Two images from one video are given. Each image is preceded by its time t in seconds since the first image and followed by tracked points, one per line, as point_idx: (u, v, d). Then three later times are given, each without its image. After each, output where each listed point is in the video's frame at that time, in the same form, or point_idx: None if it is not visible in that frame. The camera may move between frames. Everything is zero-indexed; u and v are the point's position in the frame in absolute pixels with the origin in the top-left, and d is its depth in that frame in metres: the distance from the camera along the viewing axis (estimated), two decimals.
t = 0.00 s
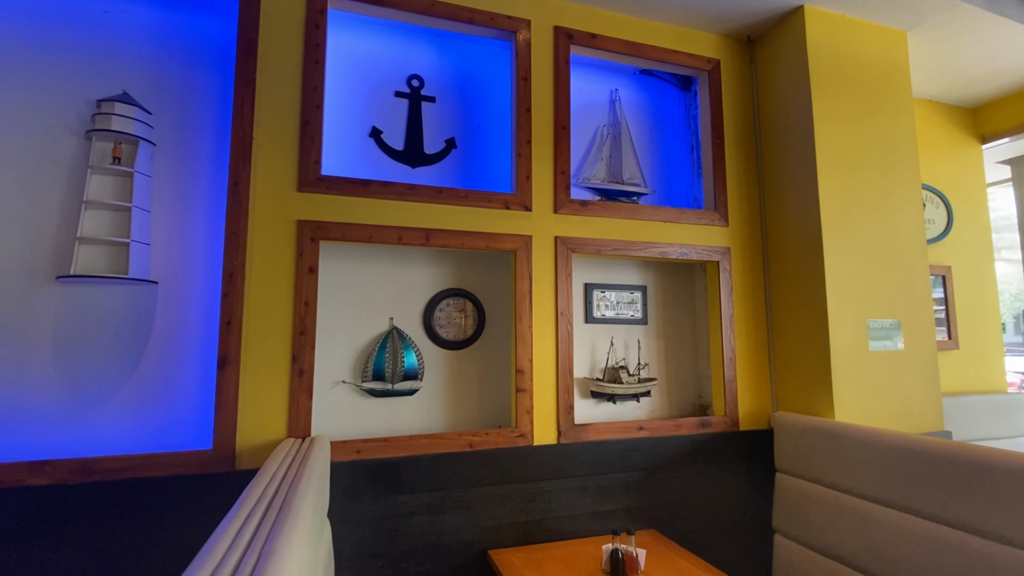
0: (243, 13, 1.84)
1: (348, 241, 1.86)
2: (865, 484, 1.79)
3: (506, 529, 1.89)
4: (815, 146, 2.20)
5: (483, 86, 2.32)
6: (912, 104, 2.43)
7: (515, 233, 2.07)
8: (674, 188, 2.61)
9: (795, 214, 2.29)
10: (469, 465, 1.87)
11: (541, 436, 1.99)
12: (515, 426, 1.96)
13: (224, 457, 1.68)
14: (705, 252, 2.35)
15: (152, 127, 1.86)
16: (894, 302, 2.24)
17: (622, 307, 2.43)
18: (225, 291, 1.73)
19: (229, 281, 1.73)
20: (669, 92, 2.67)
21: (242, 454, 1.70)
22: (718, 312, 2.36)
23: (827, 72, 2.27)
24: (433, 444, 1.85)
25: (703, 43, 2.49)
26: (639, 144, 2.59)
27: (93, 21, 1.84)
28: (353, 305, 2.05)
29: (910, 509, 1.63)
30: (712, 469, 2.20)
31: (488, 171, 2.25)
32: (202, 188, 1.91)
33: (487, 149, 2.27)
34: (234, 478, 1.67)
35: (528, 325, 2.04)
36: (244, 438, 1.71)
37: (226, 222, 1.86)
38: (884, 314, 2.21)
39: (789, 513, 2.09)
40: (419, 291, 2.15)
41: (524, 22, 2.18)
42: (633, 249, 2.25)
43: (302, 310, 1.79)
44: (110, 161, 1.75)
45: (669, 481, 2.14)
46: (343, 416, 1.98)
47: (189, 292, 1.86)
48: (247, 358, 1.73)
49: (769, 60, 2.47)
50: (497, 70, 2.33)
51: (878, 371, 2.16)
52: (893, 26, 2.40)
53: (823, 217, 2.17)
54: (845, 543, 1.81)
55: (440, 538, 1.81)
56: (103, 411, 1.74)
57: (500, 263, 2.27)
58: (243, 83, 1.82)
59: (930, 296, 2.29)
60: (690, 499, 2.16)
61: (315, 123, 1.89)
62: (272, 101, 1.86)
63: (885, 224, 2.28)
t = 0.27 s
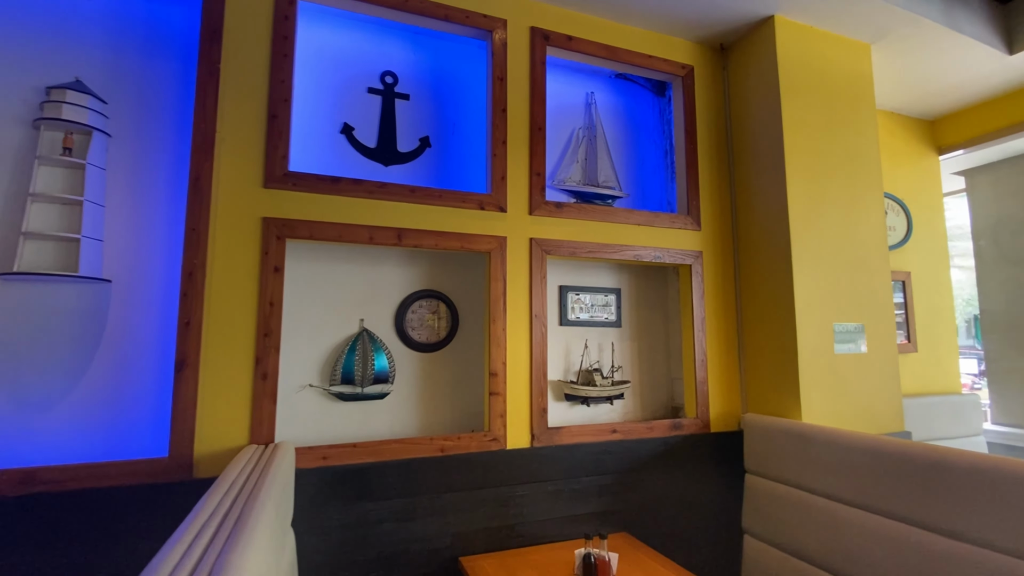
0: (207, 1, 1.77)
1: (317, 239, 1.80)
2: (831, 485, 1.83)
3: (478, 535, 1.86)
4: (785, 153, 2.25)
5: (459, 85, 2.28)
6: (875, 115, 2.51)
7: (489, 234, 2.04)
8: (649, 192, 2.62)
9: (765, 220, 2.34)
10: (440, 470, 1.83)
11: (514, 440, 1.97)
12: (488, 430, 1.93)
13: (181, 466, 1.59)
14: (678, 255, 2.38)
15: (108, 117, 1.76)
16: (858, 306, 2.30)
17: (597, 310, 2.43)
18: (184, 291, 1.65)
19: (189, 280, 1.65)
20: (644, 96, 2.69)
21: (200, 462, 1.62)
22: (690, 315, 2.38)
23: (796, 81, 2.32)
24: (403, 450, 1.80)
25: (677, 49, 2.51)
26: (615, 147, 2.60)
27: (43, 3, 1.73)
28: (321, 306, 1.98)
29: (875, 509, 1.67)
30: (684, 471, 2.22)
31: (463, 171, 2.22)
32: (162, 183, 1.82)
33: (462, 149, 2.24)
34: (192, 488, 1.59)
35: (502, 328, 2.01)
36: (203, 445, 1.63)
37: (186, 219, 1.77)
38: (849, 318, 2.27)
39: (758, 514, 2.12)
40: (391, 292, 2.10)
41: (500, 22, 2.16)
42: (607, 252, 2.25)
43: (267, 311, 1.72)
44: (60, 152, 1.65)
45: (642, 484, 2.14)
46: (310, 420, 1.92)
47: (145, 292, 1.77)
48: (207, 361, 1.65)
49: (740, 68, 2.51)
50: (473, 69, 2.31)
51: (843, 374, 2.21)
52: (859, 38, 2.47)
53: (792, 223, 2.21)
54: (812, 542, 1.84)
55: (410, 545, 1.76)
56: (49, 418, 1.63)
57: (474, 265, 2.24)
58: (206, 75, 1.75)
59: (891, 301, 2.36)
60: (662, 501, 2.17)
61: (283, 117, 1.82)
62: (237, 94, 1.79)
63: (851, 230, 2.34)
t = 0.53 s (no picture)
0: None
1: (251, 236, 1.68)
2: (772, 489, 1.87)
3: (421, 549, 1.78)
4: (732, 164, 2.30)
5: (411, 80, 2.21)
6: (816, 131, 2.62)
7: (439, 235, 1.97)
8: (603, 198, 2.62)
9: (713, 229, 2.38)
10: (382, 482, 1.74)
11: (461, 448, 1.90)
12: (433, 439, 1.86)
13: (85, 482, 1.43)
14: (630, 262, 2.39)
15: (9, 93, 1.58)
16: (799, 314, 2.38)
17: (549, 314, 2.41)
18: (95, 288, 1.49)
19: (101, 276, 1.50)
20: (599, 103, 2.70)
21: (109, 477, 1.46)
22: (640, 321, 2.40)
23: (743, 94, 2.39)
24: (342, 461, 1.70)
25: (631, 57, 2.54)
26: (570, 152, 2.59)
27: None
28: (256, 307, 1.85)
29: (812, 512, 1.72)
30: (632, 477, 2.22)
31: (414, 169, 2.14)
32: (73, 168, 1.64)
33: (413, 146, 2.16)
34: (98, 507, 1.43)
35: (450, 332, 1.94)
36: (113, 459, 1.47)
37: (101, 209, 1.61)
38: (790, 325, 2.35)
39: (703, 518, 2.15)
40: (333, 294, 1.99)
41: (454, 18, 2.11)
42: (560, 256, 2.23)
43: (192, 311, 1.59)
44: None
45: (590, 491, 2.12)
46: (240, 430, 1.78)
47: (50, 288, 1.58)
48: (120, 366, 1.50)
49: (692, 79, 2.56)
50: (426, 65, 2.24)
51: (784, 379, 2.28)
52: (803, 57, 2.57)
53: (738, 232, 2.27)
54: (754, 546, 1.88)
55: (347, 562, 1.67)
56: None
57: (423, 267, 2.16)
58: (128, 53, 1.60)
59: (829, 309, 2.46)
60: (610, 508, 2.16)
61: (216, 103, 1.69)
62: (164, 75, 1.65)
63: (793, 241, 2.43)
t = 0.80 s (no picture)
0: None
1: (139, 222, 1.49)
2: (691, 493, 1.90)
3: (329, 568, 1.65)
4: (662, 174, 2.35)
5: (337, 66, 2.08)
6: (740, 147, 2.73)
7: (361, 232, 1.85)
8: (537, 203, 2.55)
9: (642, 237, 2.42)
10: (286, 497, 1.60)
11: (378, 458, 1.79)
12: (347, 449, 1.74)
13: None
14: (561, 266, 2.37)
15: None
16: (721, 322, 2.47)
17: (480, 318, 2.34)
18: None
19: None
20: (535, 106, 2.65)
21: None
22: (571, 326, 2.39)
23: (674, 107, 2.45)
24: (240, 475, 1.54)
25: (568, 62, 2.54)
26: (505, 154, 2.51)
27: None
28: (146, 303, 1.65)
29: (728, 516, 1.76)
30: (557, 484, 2.20)
31: (337, 159, 2.00)
32: None
33: (337, 136, 2.03)
34: None
35: (371, 335, 1.83)
36: None
37: None
38: (711, 333, 2.42)
39: (626, 524, 2.15)
40: (239, 291, 1.82)
41: (385, 4, 2.01)
42: (491, 259, 2.17)
43: (60, 306, 1.38)
44: None
45: (515, 499, 2.07)
46: (121, 443, 1.57)
47: None
48: None
49: (626, 88, 2.60)
50: (354, 51, 2.11)
51: (705, 385, 2.35)
52: (730, 75, 2.68)
53: (666, 241, 2.31)
54: (673, 549, 1.91)
55: None
56: None
57: (344, 264, 2.03)
58: None
59: (747, 318, 2.57)
60: (534, 516, 2.12)
61: (101, 70, 1.49)
62: (36, 34, 1.43)
63: (716, 251, 2.51)
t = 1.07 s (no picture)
0: None
1: None
2: (606, 494, 1.92)
3: None
4: (588, 177, 2.38)
5: (249, 37, 1.90)
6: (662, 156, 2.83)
7: (267, 218, 1.70)
8: (465, 201, 2.44)
9: (567, 238, 2.43)
10: (164, 512, 1.42)
11: (277, 466, 1.65)
12: (241, 456, 1.58)
13: None
14: (487, 265, 2.33)
15: None
16: (639, 326, 2.53)
17: (400, 316, 2.22)
18: None
19: None
20: (466, 101, 2.56)
21: None
22: (495, 326, 2.35)
23: (601, 113, 2.49)
24: (107, 489, 1.35)
25: (500, 59, 2.51)
26: (433, 147, 2.38)
27: None
28: None
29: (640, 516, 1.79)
30: (474, 488, 2.14)
31: (244, 138, 1.82)
32: None
33: (245, 113, 1.85)
34: None
35: (274, 331, 1.68)
36: None
37: None
38: (631, 335, 2.48)
39: (542, 527, 2.14)
40: (118, 279, 1.60)
41: None
42: (413, 254, 2.08)
43: None
44: None
45: (429, 505, 1.99)
46: None
47: None
48: None
49: (557, 90, 2.61)
50: (269, 23, 1.94)
51: (622, 387, 2.39)
52: (656, 87, 2.77)
53: (590, 244, 2.34)
54: (587, 550, 1.92)
55: None
56: None
57: (247, 254, 1.85)
58: None
59: (665, 322, 2.65)
60: (449, 522, 2.05)
61: None
62: None
63: (637, 256, 2.58)
